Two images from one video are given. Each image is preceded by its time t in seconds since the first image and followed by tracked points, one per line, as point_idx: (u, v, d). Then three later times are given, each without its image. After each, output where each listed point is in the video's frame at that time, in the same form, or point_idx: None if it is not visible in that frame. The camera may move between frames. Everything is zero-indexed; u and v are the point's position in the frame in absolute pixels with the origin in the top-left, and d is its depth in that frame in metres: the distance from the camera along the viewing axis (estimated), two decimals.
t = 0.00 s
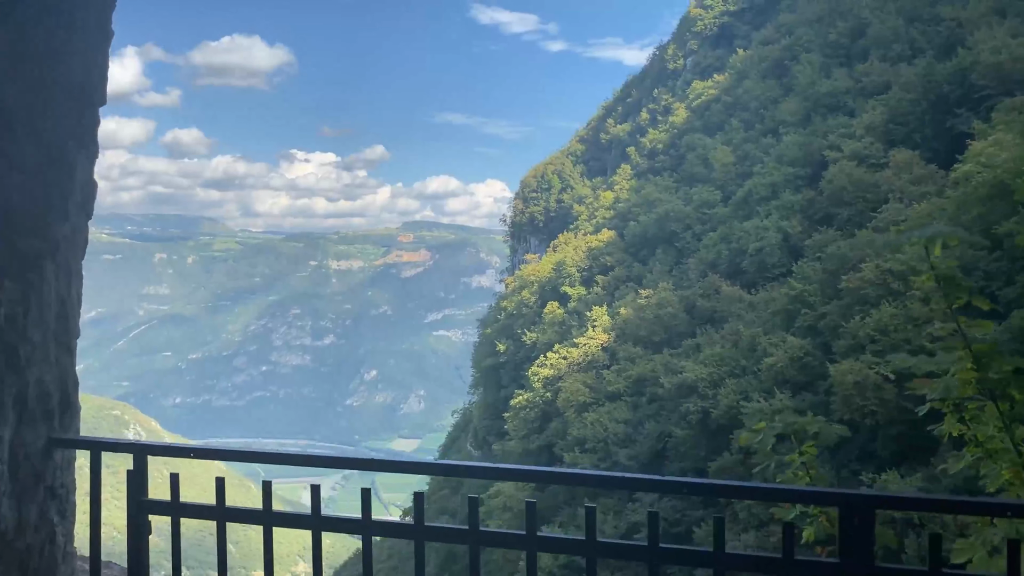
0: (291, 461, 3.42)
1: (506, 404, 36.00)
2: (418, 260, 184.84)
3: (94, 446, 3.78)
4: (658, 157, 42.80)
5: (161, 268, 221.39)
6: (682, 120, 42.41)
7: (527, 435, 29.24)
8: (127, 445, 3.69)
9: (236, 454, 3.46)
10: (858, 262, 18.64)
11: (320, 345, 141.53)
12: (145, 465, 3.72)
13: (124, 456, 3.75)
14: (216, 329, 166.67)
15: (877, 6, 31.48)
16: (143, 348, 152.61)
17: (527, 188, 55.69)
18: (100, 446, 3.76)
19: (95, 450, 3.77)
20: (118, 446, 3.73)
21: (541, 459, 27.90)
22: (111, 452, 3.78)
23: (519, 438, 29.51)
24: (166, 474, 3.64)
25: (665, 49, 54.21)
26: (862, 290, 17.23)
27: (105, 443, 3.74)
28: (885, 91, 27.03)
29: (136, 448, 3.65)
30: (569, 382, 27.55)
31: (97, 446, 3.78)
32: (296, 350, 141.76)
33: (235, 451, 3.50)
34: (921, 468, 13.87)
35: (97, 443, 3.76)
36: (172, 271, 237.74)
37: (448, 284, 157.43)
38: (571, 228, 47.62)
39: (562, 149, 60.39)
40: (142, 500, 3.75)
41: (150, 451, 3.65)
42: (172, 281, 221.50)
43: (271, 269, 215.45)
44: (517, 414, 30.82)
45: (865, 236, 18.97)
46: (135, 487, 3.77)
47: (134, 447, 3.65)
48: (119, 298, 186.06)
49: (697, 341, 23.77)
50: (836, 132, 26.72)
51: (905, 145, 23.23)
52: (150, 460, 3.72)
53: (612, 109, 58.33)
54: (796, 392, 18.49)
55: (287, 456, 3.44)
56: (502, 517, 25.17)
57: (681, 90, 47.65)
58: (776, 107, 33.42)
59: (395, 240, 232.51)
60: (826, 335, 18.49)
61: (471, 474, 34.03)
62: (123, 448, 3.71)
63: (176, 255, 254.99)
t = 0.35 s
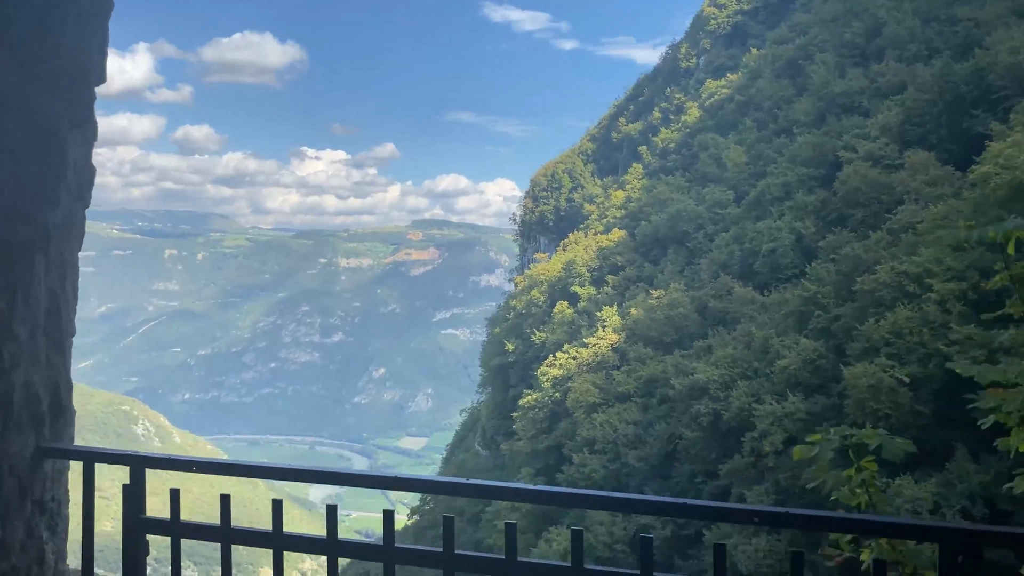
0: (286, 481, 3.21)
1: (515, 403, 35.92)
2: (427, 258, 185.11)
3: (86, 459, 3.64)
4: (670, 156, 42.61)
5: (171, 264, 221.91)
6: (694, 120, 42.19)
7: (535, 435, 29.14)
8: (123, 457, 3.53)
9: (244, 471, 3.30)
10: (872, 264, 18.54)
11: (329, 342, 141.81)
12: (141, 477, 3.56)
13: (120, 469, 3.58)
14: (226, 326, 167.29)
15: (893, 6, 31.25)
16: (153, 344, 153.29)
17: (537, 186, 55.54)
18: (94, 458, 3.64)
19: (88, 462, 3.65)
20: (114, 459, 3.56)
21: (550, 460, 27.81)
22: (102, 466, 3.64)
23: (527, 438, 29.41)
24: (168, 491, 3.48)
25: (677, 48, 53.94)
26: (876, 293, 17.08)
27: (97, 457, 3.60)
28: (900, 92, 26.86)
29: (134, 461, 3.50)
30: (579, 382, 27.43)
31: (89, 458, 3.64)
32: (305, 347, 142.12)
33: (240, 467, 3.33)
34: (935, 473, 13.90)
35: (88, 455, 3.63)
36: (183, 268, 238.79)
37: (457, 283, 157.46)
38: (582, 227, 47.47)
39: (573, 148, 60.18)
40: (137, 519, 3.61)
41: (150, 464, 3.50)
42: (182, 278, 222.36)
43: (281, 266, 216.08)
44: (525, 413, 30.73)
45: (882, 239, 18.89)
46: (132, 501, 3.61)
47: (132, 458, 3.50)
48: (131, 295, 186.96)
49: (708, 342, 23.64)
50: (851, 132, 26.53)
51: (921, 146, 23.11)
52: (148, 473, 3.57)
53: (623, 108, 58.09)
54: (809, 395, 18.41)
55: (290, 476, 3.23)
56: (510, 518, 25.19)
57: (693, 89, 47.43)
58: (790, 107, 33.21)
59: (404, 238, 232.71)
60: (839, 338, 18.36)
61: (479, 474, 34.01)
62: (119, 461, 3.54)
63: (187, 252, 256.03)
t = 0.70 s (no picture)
0: (310, 484, 2.83)
1: (525, 394, 35.96)
2: (437, 250, 185.48)
3: (96, 458, 3.30)
4: (683, 148, 42.38)
5: (183, 254, 223.10)
6: (708, 111, 41.89)
7: (547, 427, 29.12)
8: (135, 458, 3.17)
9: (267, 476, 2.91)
10: (888, 257, 18.35)
11: (340, 333, 142.51)
12: (155, 484, 3.17)
13: (132, 470, 3.20)
14: (239, 316, 168.42)
15: None
16: (166, 333, 154.62)
17: (549, 178, 55.40)
18: (103, 457, 3.29)
19: (98, 461, 3.31)
20: (126, 461, 3.20)
21: (560, 452, 27.81)
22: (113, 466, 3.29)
23: (538, 430, 29.40)
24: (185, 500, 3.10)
25: (691, 38, 53.51)
26: (893, 285, 16.88)
27: (107, 457, 3.25)
28: (918, 83, 26.59)
29: (146, 463, 3.13)
30: (590, 373, 27.35)
31: (99, 457, 3.31)
32: (316, 337, 142.88)
33: (263, 472, 2.95)
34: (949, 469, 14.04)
35: (96, 455, 3.30)
36: (197, 258, 240.36)
37: (468, 273, 157.46)
38: (594, 219, 47.33)
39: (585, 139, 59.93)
40: (152, 526, 3.21)
41: (164, 467, 3.12)
42: (195, 269, 223.53)
43: (293, 257, 217.20)
44: (536, 405, 30.70)
45: (896, 232, 18.80)
46: (145, 508, 3.19)
47: (144, 460, 3.14)
48: (145, 284, 188.49)
49: (722, 335, 23.53)
50: (867, 124, 26.25)
51: (939, 137, 22.88)
52: (163, 478, 3.18)
53: (636, 99, 57.75)
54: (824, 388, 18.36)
55: (324, 482, 2.80)
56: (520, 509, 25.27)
57: (707, 80, 47.10)
58: (805, 99, 32.89)
59: (416, 230, 233.08)
60: (855, 331, 18.27)
61: (490, 465, 34.09)
62: (130, 462, 3.18)
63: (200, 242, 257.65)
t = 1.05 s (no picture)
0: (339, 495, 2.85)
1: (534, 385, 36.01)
2: (444, 240, 185.60)
3: (115, 463, 3.33)
4: (692, 138, 42.19)
5: (192, 245, 223.80)
6: (716, 101, 41.67)
7: (555, 417, 29.17)
8: (158, 464, 3.19)
9: (292, 483, 2.91)
10: (900, 248, 18.22)
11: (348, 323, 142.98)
12: (178, 490, 3.20)
13: (155, 478, 3.21)
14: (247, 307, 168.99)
15: None
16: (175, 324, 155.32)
17: (556, 168, 55.27)
18: (124, 462, 3.31)
19: (117, 466, 3.34)
20: (149, 466, 3.23)
21: (569, 442, 27.87)
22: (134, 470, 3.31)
23: (547, 420, 29.45)
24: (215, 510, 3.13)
25: (700, 27, 53.17)
26: (905, 276, 16.74)
27: (129, 462, 3.27)
28: (930, 73, 26.39)
29: (170, 469, 3.15)
30: (598, 364, 27.35)
31: (119, 463, 3.34)
32: (324, 328, 143.32)
33: (288, 482, 2.95)
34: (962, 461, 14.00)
35: (117, 459, 3.32)
36: (206, 249, 240.94)
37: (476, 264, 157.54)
38: (602, 210, 47.23)
39: (592, 130, 59.70)
40: (178, 539, 3.23)
41: (187, 473, 3.15)
42: (205, 260, 224.13)
43: (301, 248, 217.79)
44: (545, 396, 30.74)
45: (907, 221, 18.70)
46: (168, 517, 3.22)
47: (167, 465, 3.16)
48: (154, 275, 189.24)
49: (730, 326, 23.52)
50: (878, 114, 26.09)
51: (950, 127, 22.73)
52: (186, 483, 3.21)
53: (645, 89, 57.46)
54: (834, 379, 18.32)
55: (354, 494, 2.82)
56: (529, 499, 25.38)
57: (715, 70, 46.83)
58: (816, 88, 32.67)
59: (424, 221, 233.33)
60: (866, 323, 18.20)
61: (498, 454, 34.19)
62: (152, 467, 3.22)
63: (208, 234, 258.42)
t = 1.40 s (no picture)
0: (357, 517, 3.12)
1: (543, 376, 36.04)
2: (452, 230, 185.62)
3: (129, 480, 3.54)
4: (702, 127, 41.92)
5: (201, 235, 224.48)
6: (727, 89, 41.35)
7: (565, 408, 29.17)
8: (175, 482, 3.43)
9: (312, 507, 3.16)
10: (914, 238, 18.05)
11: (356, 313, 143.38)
12: (195, 508, 3.45)
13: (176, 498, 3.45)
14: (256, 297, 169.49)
15: None
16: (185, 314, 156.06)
17: (566, 158, 55.04)
18: (136, 480, 3.53)
19: (129, 483, 3.56)
20: (162, 486, 3.46)
21: (578, 433, 27.87)
22: (148, 489, 3.53)
23: (556, 411, 29.47)
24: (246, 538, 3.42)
25: (710, 14, 52.69)
26: (919, 267, 16.58)
27: (143, 480, 3.50)
28: (943, 61, 26.09)
29: (186, 487, 3.40)
30: (607, 354, 27.35)
31: (134, 482, 3.54)
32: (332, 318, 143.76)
33: (306, 504, 3.21)
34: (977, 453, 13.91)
35: (129, 477, 3.53)
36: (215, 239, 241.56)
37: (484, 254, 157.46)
38: (612, 199, 47.06)
39: (601, 118, 59.34)
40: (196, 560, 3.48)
41: (207, 493, 3.37)
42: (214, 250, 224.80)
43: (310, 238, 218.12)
44: (553, 386, 30.77)
45: (921, 211, 18.52)
46: (187, 535, 3.46)
47: (184, 483, 3.41)
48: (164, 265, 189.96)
49: (741, 317, 23.43)
50: (891, 102, 25.83)
51: (964, 116, 22.45)
52: (204, 502, 3.45)
53: (654, 77, 57.04)
54: (845, 370, 18.25)
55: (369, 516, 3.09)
56: (538, 489, 25.46)
57: (726, 58, 46.45)
58: (828, 76, 32.36)
59: (432, 211, 233.30)
60: (878, 313, 18.07)
61: (506, 445, 34.23)
62: (171, 486, 3.44)
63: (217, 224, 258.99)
